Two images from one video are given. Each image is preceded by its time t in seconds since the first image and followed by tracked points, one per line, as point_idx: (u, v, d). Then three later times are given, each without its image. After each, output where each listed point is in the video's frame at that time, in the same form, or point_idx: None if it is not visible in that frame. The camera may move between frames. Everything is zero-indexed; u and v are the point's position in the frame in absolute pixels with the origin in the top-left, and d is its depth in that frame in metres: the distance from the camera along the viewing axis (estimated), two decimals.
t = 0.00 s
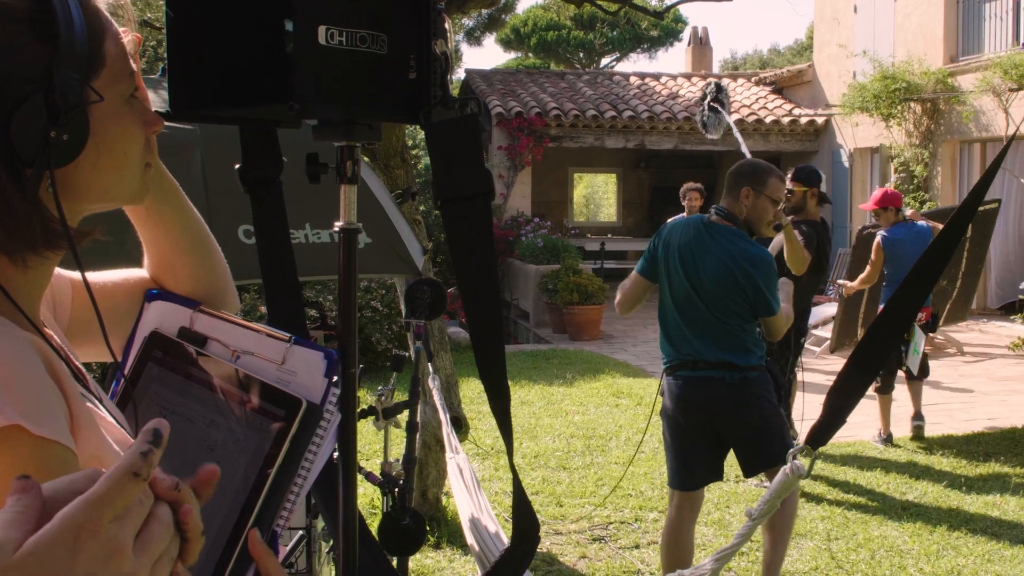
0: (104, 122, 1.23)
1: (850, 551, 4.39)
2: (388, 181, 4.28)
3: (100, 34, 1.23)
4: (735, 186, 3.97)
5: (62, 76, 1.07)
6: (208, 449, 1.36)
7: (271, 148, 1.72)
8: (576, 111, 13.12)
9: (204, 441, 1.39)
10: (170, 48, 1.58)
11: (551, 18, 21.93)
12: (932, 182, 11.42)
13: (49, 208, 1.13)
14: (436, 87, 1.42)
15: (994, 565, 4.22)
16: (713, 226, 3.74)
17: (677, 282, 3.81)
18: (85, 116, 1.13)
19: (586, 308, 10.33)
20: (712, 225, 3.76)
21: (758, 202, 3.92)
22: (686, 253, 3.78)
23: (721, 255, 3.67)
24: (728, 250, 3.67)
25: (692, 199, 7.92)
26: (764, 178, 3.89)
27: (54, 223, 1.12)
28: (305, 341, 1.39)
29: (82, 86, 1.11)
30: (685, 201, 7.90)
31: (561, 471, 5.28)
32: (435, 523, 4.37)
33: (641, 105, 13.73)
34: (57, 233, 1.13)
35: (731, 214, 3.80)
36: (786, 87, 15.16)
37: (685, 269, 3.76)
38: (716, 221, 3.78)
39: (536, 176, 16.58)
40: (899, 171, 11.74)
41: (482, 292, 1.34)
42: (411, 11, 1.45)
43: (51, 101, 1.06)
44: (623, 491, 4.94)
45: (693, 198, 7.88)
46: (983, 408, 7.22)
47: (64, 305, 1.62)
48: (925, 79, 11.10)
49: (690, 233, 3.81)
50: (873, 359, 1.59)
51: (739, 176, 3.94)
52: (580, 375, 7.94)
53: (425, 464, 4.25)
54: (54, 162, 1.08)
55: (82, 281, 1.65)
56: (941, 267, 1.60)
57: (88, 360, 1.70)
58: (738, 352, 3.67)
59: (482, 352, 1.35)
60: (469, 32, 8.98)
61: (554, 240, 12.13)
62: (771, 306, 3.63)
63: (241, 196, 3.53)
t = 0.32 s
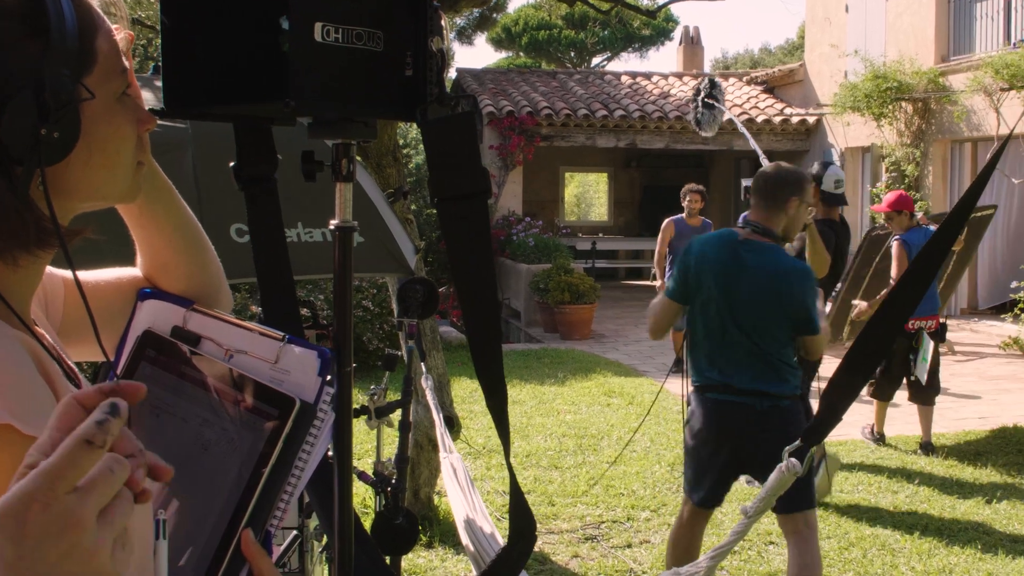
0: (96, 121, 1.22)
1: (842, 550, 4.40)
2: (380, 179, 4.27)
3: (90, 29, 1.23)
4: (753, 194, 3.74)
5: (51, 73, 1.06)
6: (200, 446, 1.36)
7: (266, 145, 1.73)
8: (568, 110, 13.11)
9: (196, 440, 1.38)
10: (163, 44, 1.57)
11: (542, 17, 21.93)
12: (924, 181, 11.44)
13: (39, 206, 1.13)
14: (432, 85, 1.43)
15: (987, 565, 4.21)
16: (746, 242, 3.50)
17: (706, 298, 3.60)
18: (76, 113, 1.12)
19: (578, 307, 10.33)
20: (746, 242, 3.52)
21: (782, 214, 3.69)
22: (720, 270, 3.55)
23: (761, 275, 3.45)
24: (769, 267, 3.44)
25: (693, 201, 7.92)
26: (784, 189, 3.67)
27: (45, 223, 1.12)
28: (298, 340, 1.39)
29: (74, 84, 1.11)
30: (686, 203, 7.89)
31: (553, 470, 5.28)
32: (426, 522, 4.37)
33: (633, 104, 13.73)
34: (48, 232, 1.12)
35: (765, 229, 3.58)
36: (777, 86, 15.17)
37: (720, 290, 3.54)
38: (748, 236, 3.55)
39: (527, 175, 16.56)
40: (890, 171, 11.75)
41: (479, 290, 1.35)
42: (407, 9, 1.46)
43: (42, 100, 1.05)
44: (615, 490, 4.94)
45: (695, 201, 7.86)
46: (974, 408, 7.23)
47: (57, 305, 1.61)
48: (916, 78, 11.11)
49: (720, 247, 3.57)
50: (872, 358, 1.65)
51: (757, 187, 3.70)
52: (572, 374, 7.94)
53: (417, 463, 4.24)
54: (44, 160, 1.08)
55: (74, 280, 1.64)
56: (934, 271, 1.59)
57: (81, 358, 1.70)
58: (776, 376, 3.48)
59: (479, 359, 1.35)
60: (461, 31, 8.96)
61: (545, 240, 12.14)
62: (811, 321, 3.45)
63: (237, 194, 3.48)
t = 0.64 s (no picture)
0: (72, 113, 1.21)
1: (823, 546, 4.41)
2: (361, 175, 4.26)
3: (67, 21, 1.21)
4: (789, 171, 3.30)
5: (27, 67, 1.05)
6: (179, 442, 1.35)
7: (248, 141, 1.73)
8: (549, 106, 13.10)
9: (173, 436, 1.37)
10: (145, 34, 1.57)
11: (524, 14, 21.91)
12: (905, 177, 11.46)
13: (12, 200, 1.13)
14: (417, 78, 1.43)
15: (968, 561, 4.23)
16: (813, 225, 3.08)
17: (767, 291, 3.12)
18: (52, 106, 1.11)
19: (560, 303, 10.33)
20: (809, 225, 3.10)
21: (826, 193, 3.28)
22: (781, 259, 3.10)
23: (835, 261, 3.04)
24: (842, 252, 3.05)
25: (686, 195, 7.91)
26: (832, 166, 3.23)
27: (16, 214, 1.12)
28: (279, 334, 1.39)
29: (50, 76, 1.09)
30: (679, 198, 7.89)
31: (534, 466, 5.27)
32: (407, 519, 4.35)
33: (614, 100, 13.72)
34: (22, 225, 1.13)
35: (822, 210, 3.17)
36: (759, 83, 15.18)
37: (785, 281, 3.08)
38: (811, 220, 3.12)
39: (509, 171, 16.54)
40: (871, 168, 11.77)
41: (462, 286, 1.35)
42: (393, 5, 1.48)
43: (16, 94, 1.04)
44: (597, 486, 4.93)
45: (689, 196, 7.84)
46: (954, 404, 7.26)
47: (32, 299, 1.60)
48: (897, 75, 11.14)
49: (777, 233, 3.13)
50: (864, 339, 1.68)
51: (802, 164, 3.24)
52: (553, 370, 7.94)
53: (398, 459, 4.23)
54: (17, 154, 1.07)
55: (50, 273, 1.63)
56: (919, 263, 1.60)
57: (57, 354, 1.69)
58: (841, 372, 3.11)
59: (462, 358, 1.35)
60: (443, 26, 8.94)
61: (527, 236, 12.12)
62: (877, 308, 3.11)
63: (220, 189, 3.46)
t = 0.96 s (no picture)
0: (33, 111, 1.19)
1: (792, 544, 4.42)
2: (330, 173, 4.24)
3: (30, 17, 1.20)
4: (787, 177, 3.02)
5: None
6: (146, 443, 1.34)
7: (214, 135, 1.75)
8: (518, 105, 13.09)
9: (141, 437, 1.36)
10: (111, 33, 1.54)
11: (493, 12, 21.89)
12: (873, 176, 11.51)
13: None
14: (387, 75, 1.43)
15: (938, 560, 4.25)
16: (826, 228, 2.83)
17: (784, 302, 2.83)
18: (13, 103, 1.08)
19: (529, 301, 10.32)
20: (820, 230, 2.85)
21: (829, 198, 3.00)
22: (797, 265, 2.83)
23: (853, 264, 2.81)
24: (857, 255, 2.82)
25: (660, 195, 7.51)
26: (836, 171, 2.97)
27: None
28: (247, 334, 1.37)
29: (10, 74, 1.07)
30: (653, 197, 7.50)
31: (503, 465, 5.26)
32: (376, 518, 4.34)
33: (583, 98, 13.72)
34: None
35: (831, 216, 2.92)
36: (728, 81, 15.22)
37: (802, 288, 2.81)
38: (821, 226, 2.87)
39: (477, 169, 16.52)
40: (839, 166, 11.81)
41: (432, 284, 1.36)
42: None
43: None
44: (566, 485, 4.93)
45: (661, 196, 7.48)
46: (922, 401, 7.29)
47: None
48: (866, 74, 11.19)
49: (788, 239, 2.86)
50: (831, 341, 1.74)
51: (805, 167, 2.95)
52: (522, 369, 7.93)
53: (367, 458, 4.22)
54: None
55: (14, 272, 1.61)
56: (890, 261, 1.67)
57: (22, 354, 1.67)
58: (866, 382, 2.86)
59: (435, 356, 1.35)
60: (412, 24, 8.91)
61: (496, 234, 12.09)
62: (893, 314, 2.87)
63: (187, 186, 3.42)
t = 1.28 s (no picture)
0: None
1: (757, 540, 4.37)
2: (291, 171, 4.21)
3: None
4: (789, 165, 2.94)
5: None
6: (108, 443, 1.32)
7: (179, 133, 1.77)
8: (479, 102, 13.07)
9: (103, 438, 1.33)
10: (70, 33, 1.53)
11: (453, 9, 21.82)
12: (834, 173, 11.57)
13: None
14: (350, 71, 1.45)
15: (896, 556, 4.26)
16: (842, 216, 2.73)
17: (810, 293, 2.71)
18: None
19: (491, 298, 10.31)
20: (833, 218, 2.75)
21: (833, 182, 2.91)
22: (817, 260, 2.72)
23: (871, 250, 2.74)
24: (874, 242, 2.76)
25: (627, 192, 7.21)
26: (839, 153, 2.90)
27: None
28: (209, 332, 1.38)
29: None
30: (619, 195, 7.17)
31: (466, 463, 5.25)
32: (339, 517, 4.31)
33: (545, 96, 13.72)
34: None
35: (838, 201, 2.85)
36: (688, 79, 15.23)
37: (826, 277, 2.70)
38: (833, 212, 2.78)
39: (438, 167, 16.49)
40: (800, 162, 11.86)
41: (395, 281, 1.39)
42: None
43: None
44: (529, 482, 4.92)
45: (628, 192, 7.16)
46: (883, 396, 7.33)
47: None
48: (826, 71, 11.23)
49: (803, 229, 2.74)
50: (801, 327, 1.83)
51: (806, 149, 2.88)
52: (484, 367, 7.92)
53: (329, 456, 4.19)
54: None
55: None
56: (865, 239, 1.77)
57: None
58: (885, 374, 2.79)
59: (397, 348, 1.38)
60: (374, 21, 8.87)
61: (457, 231, 12.06)
62: (913, 301, 2.84)
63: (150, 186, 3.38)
